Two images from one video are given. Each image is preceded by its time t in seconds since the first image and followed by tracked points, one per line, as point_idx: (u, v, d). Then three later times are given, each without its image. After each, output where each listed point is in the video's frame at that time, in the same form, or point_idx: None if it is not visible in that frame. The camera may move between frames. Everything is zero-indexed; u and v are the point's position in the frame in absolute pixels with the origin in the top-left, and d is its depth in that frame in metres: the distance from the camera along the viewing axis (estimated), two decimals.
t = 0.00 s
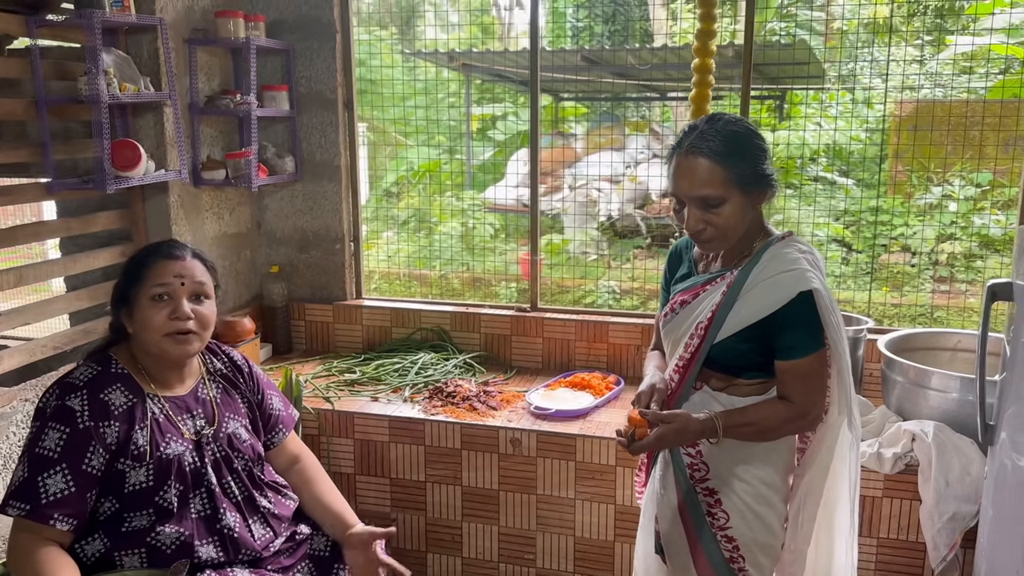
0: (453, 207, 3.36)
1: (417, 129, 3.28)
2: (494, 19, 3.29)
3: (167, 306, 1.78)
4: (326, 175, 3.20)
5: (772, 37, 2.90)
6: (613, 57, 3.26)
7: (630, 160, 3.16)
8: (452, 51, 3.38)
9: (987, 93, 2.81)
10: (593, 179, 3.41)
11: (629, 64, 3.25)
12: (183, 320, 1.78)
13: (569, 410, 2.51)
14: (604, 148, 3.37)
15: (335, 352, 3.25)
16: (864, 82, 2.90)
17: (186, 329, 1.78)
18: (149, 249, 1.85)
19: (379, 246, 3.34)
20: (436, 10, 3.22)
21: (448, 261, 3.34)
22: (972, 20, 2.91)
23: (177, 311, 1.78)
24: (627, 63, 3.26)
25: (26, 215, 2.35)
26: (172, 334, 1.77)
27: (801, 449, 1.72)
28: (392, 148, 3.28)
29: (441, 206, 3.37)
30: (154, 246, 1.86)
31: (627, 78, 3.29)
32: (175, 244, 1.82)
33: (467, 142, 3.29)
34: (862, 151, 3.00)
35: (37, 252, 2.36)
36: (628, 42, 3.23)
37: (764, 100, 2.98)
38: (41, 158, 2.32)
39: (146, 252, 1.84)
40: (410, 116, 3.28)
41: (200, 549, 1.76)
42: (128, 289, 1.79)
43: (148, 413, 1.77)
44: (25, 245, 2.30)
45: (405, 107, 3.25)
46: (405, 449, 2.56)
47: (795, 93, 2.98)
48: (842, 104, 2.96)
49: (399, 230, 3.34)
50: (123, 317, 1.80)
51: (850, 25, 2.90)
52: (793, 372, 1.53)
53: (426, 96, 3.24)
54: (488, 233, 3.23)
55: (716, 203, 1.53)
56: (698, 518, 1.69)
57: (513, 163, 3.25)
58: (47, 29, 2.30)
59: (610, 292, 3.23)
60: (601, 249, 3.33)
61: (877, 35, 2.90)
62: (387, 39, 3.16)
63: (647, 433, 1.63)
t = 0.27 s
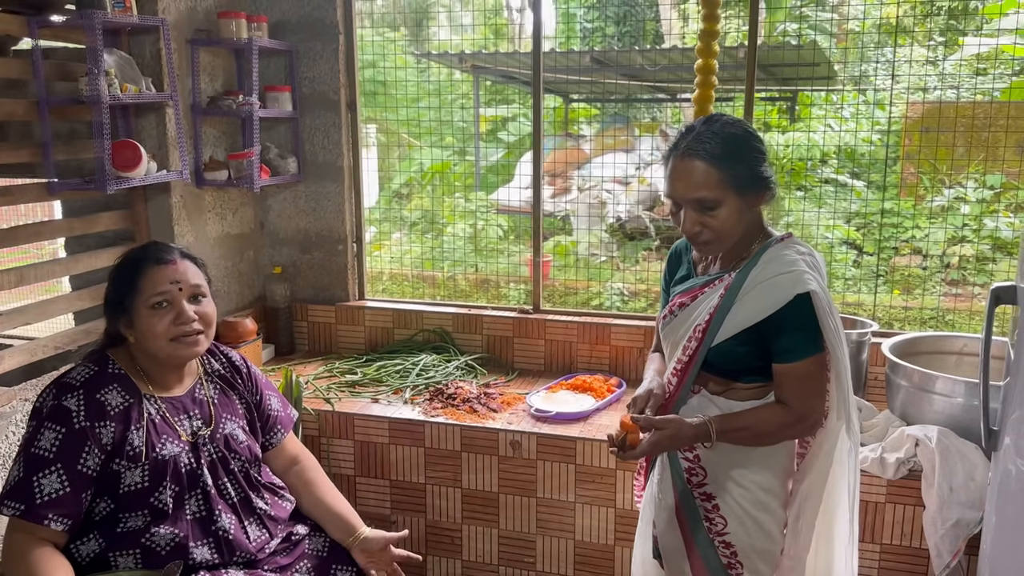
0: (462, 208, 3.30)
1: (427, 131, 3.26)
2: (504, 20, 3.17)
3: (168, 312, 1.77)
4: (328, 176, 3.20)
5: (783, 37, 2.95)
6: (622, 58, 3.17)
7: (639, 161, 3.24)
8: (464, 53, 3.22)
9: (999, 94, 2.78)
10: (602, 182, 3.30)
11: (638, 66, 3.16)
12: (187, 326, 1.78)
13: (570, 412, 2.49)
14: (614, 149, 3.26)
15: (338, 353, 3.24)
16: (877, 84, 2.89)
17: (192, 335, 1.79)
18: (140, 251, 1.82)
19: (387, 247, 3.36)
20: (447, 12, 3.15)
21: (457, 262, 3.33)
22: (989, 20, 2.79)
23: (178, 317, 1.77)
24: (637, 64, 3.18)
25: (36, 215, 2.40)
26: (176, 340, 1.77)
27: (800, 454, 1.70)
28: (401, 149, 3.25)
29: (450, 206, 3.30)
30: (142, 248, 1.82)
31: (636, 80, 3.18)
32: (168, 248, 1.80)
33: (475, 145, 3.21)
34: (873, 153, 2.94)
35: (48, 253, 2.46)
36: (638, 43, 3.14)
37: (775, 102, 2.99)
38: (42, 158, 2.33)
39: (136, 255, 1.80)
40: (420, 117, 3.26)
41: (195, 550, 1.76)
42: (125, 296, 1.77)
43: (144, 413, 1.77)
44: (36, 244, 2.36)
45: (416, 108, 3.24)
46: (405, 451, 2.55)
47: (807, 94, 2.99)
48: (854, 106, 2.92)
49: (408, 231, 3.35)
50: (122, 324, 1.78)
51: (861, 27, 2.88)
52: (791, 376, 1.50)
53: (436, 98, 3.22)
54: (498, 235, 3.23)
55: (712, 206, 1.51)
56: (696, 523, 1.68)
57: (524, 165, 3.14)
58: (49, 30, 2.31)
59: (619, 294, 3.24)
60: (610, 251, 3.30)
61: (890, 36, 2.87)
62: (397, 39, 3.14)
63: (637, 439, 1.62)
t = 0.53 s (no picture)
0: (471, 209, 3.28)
1: (439, 132, 3.25)
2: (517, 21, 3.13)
3: (164, 317, 1.77)
4: (331, 176, 3.20)
5: (796, 39, 2.89)
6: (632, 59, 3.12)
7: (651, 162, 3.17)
8: (474, 54, 3.18)
9: (1014, 96, 2.74)
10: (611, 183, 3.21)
11: (648, 67, 3.12)
12: (183, 330, 1.79)
13: (571, 414, 2.48)
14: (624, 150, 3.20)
15: (340, 353, 3.24)
16: (890, 86, 2.86)
17: (188, 338, 1.79)
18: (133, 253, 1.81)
19: (398, 248, 3.33)
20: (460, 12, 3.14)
21: (466, 263, 3.30)
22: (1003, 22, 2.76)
23: (174, 321, 1.78)
24: (647, 65, 3.12)
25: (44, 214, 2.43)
26: (172, 344, 1.78)
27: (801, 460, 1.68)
28: (412, 150, 3.24)
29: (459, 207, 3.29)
30: (136, 251, 1.81)
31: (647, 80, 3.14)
32: (163, 251, 1.80)
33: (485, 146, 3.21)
34: (886, 155, 2.91)
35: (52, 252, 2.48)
36: (649, 43, 3.09)
37: (787, 103, 2.96)
38: (44, 157, 2.33)
39: (131, 257, 1.79)
40: (432, 118, 3.25)
41: (189, 551, 1.77)
42: (119, 300, 1.77)
43: (140, 414, 1.77)
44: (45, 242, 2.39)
45: (427, 109, 3.23)
46: (405, 452, 2.54)
47: (819, 96, 2.95)
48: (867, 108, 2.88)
49: (417, 232, 3.33)
50: (117, 328, 1.79)
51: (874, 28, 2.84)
52: (791, 381, 1.48)
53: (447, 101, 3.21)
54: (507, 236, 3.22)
55: (691, 203, 1.55)
56: (693, 529, 1.66)
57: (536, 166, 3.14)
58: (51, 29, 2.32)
59: (627, 295, 3.25)
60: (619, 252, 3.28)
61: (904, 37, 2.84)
62: (409, 41, 3.14)
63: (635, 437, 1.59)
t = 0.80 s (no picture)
0: (479, 210, 3.32)
1: (448, 133, 3.24)
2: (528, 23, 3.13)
3: (161, 317, 1.78)
4: (334, 177, 3.20)
5: (806, 40, 2.88)
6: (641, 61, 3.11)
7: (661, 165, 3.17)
8: (484, 55, 3.22)
9: None
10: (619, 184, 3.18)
11: (658, 67, 3.10)
12: (180, 331, 1.79)
13: (571, 416, 2.47)
14: (635, 151, 3.15)
15: (342, 353, 3.24)
16: (902, 87, 2.83)
17: (184, 338, 1.80)
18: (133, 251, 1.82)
19: (404, 248, 3.35)
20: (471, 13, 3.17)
21: (473, 264, 3.29)
22: (1015, 23, 2.79)
23: (171, 321, 1.78)
24: (657, 66, 3.12)
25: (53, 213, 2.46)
26: (169, 343, 1.78)
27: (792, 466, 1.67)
28: (422, 150, 3.24)
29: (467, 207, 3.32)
30: (135, 249, 1.81)
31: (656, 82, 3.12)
32: (163, 251, 1.80)
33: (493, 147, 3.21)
34: (896, 157, 2.90)
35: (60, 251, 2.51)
36: (660, 44, 3.10)
37: (797, 104, 2.90)
38: (46, 156, 2.34)
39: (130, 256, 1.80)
40: (441, 119, 3.24)
41: (186, 551, 1.76)
42: (117, 299, 1.78)
43: (137, 413, 1.77)
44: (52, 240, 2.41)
45: (438, 110, 3.22)
46: (405, 452, 2.54)
47: (829, 97, 2.91)
48: (878, 109, 2.86)
49: (426, 232, 3.35)
50: (116, 326, 1.80)
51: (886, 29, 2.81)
52: (780, 385, 1.49)
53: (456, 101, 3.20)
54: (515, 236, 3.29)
55: (684, 206, 1.54)
56: (687, 532, 1.67)
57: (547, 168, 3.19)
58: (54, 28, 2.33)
59: (634, 298, 3.19)
60: (628, 254, 3.24)
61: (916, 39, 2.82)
62: (420, 41, 3.16)
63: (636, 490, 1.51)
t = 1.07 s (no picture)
0: (486, 210, 3.28)
1: (457, 133, 3.23)
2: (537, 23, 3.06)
3: (165, 314, 1.78)
4: (339, 176, 3.21)
5: (816, 41, 2.93)
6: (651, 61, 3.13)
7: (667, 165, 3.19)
8: (492, 55, 3.19)
9: None
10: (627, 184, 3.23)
11: (665, 68, 3.12)
12: (183, 327, 1.80)
13: (573, 416, 2.46)
14: (642, 152, 3.22)
15: (347, 352, 3.25)
16: (911, 88, 2.81)
17: (188, 334, 1.81)
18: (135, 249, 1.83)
19: (411, 249, 3.34)
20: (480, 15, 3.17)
21: (479, 264, 3.28)
22: None
23: (175, 318, 1.79)
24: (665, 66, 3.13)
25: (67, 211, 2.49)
26: (172, 340, 1.79)
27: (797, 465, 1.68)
28: (430, 151, 3.27)
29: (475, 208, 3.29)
30: (137, 248, 1.82)
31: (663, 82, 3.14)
32: (165, 249, 1.81)
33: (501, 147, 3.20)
34: (905, 159, 2.89)
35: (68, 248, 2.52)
36: (669, 45, 3.11)
37: (807, 105, 2.97)
38: (52, 155, 2.35)
39: (131, 254, 1.81)
40: (450, 119, 3.24)
41: (187, 548, 1.77)
42: (120, 297, 1.79)
43: (140, 411, 1.78)
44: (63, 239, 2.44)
45: (445, 110, 3.23)
46: (408, 451, 2.54)
47: (838, 98, 2.97)
48: (887, 111, 2.88)
49: (434, 233, 3.34)
50: (120, 323, 1.81)
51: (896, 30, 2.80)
52: (784, 387, 1.48)
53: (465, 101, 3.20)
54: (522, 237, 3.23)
55: (694, 215, 1.54)
56: (686, 529, 1.68)
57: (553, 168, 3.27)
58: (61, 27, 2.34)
59: (642, 298, 3.22)
60: (635, 255, 3.21)
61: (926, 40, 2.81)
62: (429, 41, 3.17)
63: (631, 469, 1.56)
